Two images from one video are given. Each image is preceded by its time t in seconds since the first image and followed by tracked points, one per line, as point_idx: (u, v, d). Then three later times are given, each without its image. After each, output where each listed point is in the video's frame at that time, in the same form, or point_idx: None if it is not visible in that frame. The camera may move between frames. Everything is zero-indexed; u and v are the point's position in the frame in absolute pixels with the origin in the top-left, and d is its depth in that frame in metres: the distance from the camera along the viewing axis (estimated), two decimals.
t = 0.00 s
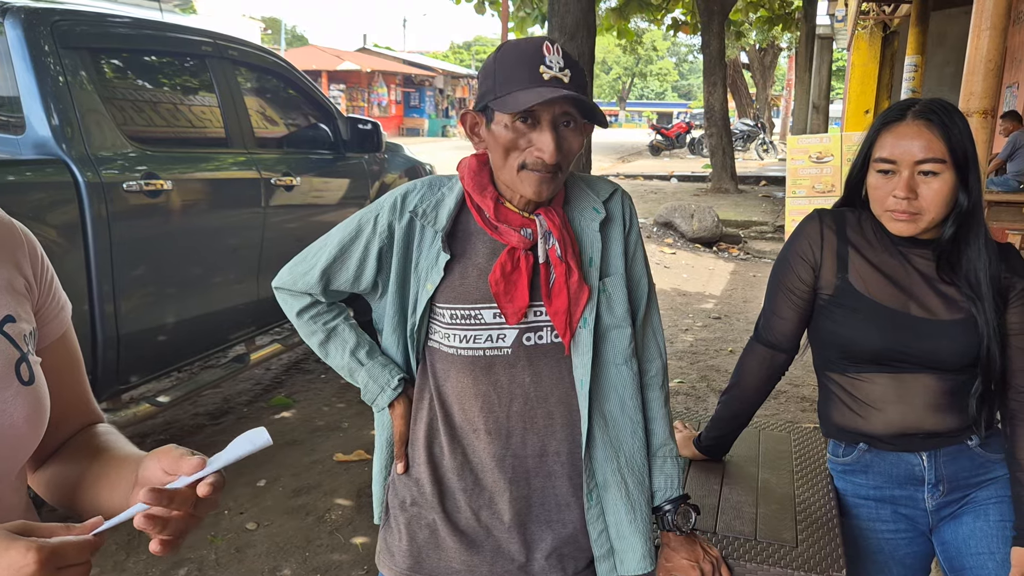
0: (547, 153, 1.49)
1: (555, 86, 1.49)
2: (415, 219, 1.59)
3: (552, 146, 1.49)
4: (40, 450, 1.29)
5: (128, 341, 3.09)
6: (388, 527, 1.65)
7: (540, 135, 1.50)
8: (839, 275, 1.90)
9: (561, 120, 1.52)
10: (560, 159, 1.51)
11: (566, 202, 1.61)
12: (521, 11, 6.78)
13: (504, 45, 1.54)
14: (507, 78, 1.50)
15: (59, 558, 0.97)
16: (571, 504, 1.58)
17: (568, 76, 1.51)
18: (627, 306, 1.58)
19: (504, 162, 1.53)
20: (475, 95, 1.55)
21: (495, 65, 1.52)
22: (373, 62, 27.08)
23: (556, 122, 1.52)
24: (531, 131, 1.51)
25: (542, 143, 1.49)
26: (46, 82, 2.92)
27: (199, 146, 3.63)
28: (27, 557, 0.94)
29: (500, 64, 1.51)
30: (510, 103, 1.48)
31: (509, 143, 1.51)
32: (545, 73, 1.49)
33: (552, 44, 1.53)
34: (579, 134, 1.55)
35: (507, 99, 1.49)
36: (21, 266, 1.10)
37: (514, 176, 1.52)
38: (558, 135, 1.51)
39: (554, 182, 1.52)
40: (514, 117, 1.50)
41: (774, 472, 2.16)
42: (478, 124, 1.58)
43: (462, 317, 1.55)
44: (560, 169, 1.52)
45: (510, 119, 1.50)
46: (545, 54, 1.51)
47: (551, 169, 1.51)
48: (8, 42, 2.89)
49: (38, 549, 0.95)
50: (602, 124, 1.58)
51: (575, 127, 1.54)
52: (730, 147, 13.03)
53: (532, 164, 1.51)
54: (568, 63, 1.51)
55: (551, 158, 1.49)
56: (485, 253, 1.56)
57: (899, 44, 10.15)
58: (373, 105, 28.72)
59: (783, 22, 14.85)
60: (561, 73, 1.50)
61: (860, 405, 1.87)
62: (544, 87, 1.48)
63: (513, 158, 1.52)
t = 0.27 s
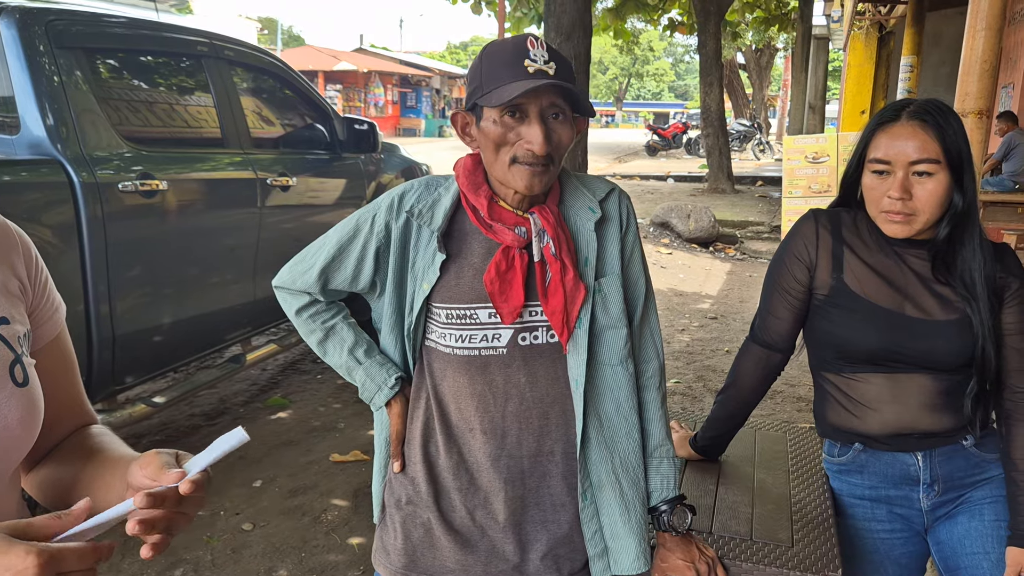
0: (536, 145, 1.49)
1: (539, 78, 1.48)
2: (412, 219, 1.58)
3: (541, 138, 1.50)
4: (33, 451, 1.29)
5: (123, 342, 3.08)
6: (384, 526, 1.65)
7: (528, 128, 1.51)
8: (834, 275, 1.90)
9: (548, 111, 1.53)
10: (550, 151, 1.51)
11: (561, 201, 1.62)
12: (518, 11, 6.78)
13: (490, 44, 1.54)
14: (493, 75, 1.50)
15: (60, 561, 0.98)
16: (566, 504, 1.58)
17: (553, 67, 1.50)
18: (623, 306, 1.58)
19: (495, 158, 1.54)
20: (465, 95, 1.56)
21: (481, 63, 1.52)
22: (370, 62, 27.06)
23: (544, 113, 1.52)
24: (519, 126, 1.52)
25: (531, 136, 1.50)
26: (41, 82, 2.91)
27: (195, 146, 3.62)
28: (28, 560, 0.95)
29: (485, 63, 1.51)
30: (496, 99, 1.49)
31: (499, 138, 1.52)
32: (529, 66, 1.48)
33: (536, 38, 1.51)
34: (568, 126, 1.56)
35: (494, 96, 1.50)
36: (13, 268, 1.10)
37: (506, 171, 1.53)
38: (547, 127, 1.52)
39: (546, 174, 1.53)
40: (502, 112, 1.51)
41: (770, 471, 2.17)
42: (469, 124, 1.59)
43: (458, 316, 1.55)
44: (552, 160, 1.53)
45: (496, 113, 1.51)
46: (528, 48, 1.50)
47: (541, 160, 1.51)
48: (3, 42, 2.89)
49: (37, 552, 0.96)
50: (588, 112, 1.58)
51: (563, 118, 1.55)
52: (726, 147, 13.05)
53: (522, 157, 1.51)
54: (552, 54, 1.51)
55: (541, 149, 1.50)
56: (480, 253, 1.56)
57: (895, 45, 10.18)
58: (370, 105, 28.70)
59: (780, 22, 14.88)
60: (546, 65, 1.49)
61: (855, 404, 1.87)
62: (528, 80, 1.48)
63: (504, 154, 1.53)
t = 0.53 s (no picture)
0: (525, 145, 1.50)
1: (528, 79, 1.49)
2: (408, 219, 1.59)
3: (530, 138, 1.50)
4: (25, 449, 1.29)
5: (120, 342, 3.08)
6: (379, 522, 1.65)
7: (518, 128, 1.52)
8: (828, 275, 1.91)
9: (539, 111, 1.54)
10: (540, 150, 1.52)
11: (556, 201, 1.63)
12: (514, 11, 6.79)
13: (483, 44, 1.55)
14: (484, 76, 1.51)
15: (75, 535, 1.03)
16: (561, 502, 1.59)
17: (543, 68, 1.50)
18: (617, 305, 1.59)
19: (487, 158, 1.55)
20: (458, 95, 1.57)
21: (473, 67, 1.54)
22: (366, 62, 27.04)
23: (534, 113, 1.53)
24: (510, 125, 1.53)
25: (521, 136, 1.51)
26: (37, 82, 2.91)
27: (191, 146, 3.62)
28: (43, 536, 0.99)
29: (478, 64, 1.53)
30: (485, 100, 1.51)
31: (490, 139, 1.54)
32: (519, 66, 1.49)
33: (527, 39, 1.51)
34: (560, 126, 1.56)
35: (484, 96, 1.51)
36: (9, 267, 1.11)
37: (498, 171, 1.54)
38: (537, 127, 1.53)
39: (537, 173, 1.53)
40: (493, 112, 1.53)
41: (764, 470, 2.18)
42: (463, 126, 1.60)
43: (453, 316, 1.56)
44: (542, 159, 1.53)
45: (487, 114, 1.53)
46: (518, 48, 1.50)
47: (532, 160, 1.52)
48: None
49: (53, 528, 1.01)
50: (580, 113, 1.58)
51: (555, 117, 1.55)
52: (722, 147, 13.08)
53: (513, 156, 1.52)
54: (542, 55, 1.51)
55: (530, 149, 1.50)
56: (475, 253, 1.57)
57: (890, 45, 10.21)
58: (366, 105, 28.68)
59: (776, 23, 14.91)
60: (536, 66, 1.50)
61: (849, 403, 1.88)
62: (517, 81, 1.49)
63: (495, 153, 1.54)
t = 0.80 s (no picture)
0: (522, 145, 1.52)
1: (534, 81, 1.50)
2: (403, 218, 1.60)
3: (527, 139, 1.52)
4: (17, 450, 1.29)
5: (117, 342, 3.09)
6: (375, 521, 1.66)
7: (517, 128, 1.53)
8: (821, 274, 1.93)
9: (540, 114, 1.55)
10: (536, 151, 1.53)
11: (550, 201, 1.64)
12: (511, 12, 6.81)
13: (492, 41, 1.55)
14: (487, 72, 1.52)
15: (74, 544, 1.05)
16: (555, 499, 1.60)
17: (549, 72, 1.52)
18: (612, 304, 1.60)
19: (484, 153, 1.56)
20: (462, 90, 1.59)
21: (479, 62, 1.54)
22: (363, 62, 27.02)
23: (534, 116, 1.54)
24: (509, 124, 1.54)
25: (519, 135, 1.52)
26: (34, 82, 2.91)
27: (188, 146, 3.62)
28: (47, 540, 1.03)
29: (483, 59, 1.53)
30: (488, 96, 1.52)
31: (488, 135, 1.55)
32: (526, 68, 1.50)
33: (536, 42, 1.53)
34: (558, 131, 1.57)
35: (486, 93, 1.52)
36: (8, 267, 1.12)
37: (491, 167, 1.56)
38: (536, 129, 1.54)
39: (530, 175, 1.55)
40: (494, 109, 1.54)
41: (759, 468, 2.20)
42: (464, 120, 1.62)
43: (448, 314, 1.57)
44: (537, 162, 1.55)
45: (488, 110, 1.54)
46: (528, 51, 1.51)
47: (526, 161, 1.53)
48: None
49: (56, 533, 1.04)
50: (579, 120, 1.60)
51: (554, 122, 1.56)
52: (718, 147, 13.10)
53: (508, 155, 1.54)
54: (550, 60, 1.52)
55: (526, 150, 1.52)
56: (470, 252, 1.58)
57: (886, 46, 10.24)
58: (363, 105, 28.67)
59: (772, 23, 14.94)
60: (542, 70, 1.51)
61: (842, 401, 1.90)
62: (523, 82, 1.50)
63: (492, 150, 1.55)
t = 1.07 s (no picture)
0: (533, 182, 1.51)
1: (558, 122, 1.50)
2: (399, 217, 1.62)
3: (539, 177, 1.50)
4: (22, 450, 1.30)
5: (116, 342, 3.10)
6: (372, 517, 1.68)
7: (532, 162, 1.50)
8: (813, 273, 1.95)
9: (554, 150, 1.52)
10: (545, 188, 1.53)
11: (545, 200, 1.66)
12: (508, 13, 6.83)
13: (520, 59, 1.51)
14: (512, 99, 1.50)
15: (70, 550, 1.04)
16: (549, 495, 1.62)
17: (571, 113, 1.52)
18: (605, 303, 1.63)
19: (491, 174, 1.54)
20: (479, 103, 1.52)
21: (503, 78, 1.51)
22: (360, 62, 27.02)
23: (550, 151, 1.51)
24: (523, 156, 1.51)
25: (532, 171, 1.50)
26: (33, 83, 2.93)
27: (186, 147, 3.64)
28: (43, 544, 1.02)
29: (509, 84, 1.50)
30: (509, 127, 1.49)
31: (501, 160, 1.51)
32: (551, 107, 1.50)
33: (564, 75, 1.53)
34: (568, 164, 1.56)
35: (507, 121, 1.49)
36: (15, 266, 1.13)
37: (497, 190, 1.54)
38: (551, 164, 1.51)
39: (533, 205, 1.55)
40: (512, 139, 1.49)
41: (753, 466, 2.22)
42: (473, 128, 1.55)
43: (443, 311, 1.59)
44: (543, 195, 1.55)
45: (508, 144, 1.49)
46: (554, 86, 1.51)
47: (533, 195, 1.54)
48: None
49: (52, 537, 1.03)
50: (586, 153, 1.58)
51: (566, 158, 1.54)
52: (715, 148, 13.14)
53: (517, 186, 1.53)
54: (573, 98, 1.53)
55: (536, 188, 1.51)
56: (466, 249, 1.60)
57: (882, 47, 10.27)
58: (361, 105, 28.66)
59: (769, 24, 14.97)
60: (565, 110, 1.52)
61: (834, 398, 1.92)
62: (547, 121, 1.49)
63: (501, 174, 1.53)
